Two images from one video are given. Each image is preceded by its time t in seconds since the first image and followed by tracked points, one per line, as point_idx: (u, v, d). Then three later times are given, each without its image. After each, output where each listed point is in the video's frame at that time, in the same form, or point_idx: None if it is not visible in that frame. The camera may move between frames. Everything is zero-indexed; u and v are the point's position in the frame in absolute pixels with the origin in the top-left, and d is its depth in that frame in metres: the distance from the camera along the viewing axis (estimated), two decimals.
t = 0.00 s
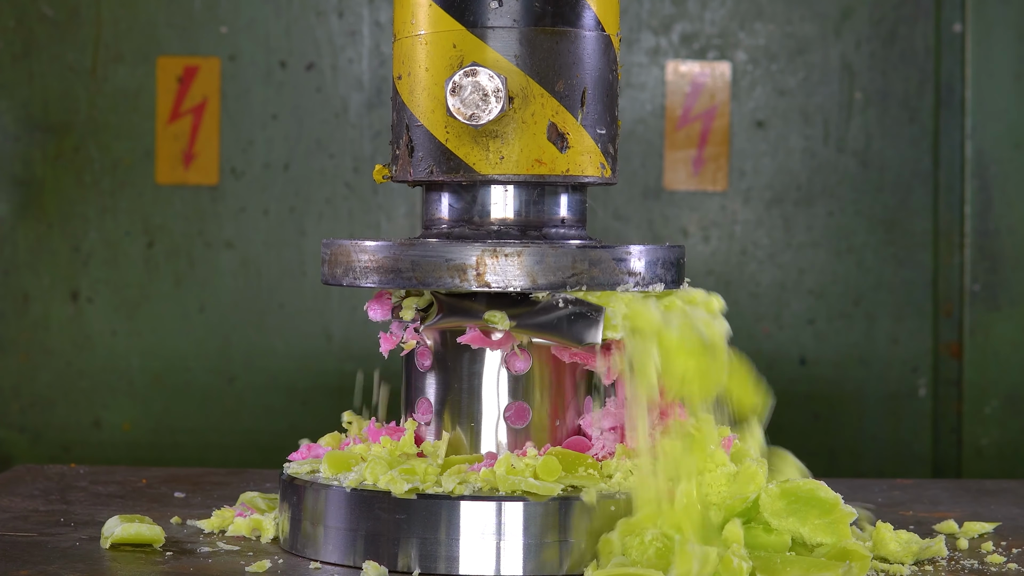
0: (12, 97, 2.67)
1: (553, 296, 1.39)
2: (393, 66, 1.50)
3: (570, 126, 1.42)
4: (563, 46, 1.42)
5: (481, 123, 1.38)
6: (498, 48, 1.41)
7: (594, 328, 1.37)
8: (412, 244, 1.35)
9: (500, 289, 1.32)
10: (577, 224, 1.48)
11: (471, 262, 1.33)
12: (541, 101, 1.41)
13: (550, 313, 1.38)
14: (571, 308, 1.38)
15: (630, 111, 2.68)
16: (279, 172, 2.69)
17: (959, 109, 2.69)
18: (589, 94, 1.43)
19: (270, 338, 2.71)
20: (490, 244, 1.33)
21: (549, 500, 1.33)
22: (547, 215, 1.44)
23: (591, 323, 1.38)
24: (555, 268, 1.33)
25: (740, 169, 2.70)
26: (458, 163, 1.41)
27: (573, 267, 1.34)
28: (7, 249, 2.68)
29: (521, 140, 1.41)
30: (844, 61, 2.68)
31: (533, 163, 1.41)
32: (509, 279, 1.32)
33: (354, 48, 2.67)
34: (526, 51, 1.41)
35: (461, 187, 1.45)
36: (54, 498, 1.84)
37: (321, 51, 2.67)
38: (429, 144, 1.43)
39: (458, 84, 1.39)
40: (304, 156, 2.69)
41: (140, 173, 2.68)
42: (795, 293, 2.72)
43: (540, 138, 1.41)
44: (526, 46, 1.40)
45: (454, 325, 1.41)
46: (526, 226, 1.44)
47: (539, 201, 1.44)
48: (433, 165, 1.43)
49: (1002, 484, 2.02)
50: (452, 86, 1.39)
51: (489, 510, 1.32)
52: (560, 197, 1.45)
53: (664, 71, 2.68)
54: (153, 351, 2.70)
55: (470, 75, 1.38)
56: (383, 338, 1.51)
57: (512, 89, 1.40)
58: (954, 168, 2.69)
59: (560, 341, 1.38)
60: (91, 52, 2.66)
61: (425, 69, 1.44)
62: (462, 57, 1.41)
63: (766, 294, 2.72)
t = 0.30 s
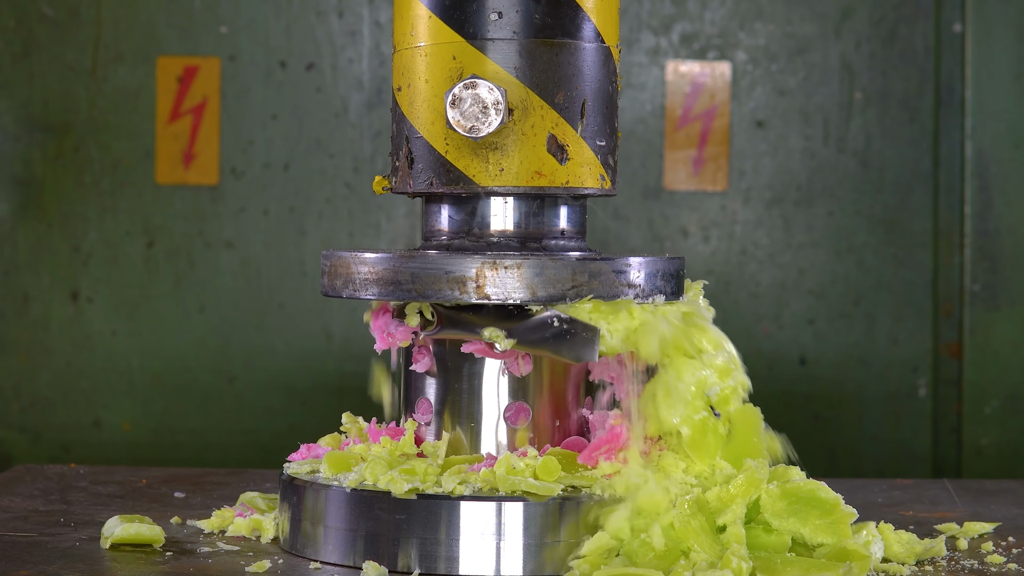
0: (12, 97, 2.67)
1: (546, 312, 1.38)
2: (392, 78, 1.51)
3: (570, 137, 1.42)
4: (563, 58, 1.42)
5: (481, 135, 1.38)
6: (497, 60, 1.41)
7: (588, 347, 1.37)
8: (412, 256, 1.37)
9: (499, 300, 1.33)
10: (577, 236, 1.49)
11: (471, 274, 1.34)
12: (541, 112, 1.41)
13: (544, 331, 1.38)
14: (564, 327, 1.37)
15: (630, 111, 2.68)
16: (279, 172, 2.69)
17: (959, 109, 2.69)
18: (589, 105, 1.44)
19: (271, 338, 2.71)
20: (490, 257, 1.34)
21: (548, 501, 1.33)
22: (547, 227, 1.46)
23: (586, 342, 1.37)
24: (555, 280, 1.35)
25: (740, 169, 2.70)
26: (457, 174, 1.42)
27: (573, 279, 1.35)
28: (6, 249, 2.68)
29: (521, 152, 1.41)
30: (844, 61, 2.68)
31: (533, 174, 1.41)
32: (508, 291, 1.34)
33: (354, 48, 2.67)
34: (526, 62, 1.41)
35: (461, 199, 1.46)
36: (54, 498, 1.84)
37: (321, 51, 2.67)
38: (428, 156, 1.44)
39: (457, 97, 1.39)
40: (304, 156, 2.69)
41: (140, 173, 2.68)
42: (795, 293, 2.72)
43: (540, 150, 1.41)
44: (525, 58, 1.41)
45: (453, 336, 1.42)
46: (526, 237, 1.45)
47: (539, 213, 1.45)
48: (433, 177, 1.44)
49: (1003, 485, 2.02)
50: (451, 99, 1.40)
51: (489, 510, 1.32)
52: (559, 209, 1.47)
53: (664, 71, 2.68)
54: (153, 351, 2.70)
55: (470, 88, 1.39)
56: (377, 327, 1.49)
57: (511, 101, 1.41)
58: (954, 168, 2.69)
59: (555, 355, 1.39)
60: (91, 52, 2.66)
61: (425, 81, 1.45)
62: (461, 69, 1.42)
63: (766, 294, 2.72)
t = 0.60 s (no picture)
0: (12, 97, 2.66)
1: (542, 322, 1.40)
2: (392, 89, 1.51)
3: (569, 149, 1.43)
4: (563, 70, 1.43)
5: (480, 147, 1.39)
6: (497, 72, 1.42)
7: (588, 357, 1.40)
8: (411, 268, 1.37)
9: (499, 312, 1.34)
10: (576, 247, 1.50)
11: (470, 286, 1.34)
12: (540, 124, 1.42)
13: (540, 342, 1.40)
14: (562, 337, 1.40)
15: (630, 111, 2.68)
16: (279, 172, 2.69)
17: (959, 109, 2.69)
18: (588, 117, 1.45)
19: (271, 338, 2.71)
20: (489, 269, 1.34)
21: (548, 501, 1.33)
22: (546, 239, 1.46)
23: (584, 352, 1.39)
24: (554, 292, 1.35)
25: (740, 169, 2.70)
26: (457, 186, 1.42)
27: (573, 290, 1.36)
28: (6, 249, 2.68)
29: (520, 164, 1.41)
30: (844, 61, 2.68)
31: (533, 187, 1.42)
32: (508, 304, 1.34)
33: (354, 48, 2.67)
34: (526, 74, 1.42)
35: (461, 210, 1.47)
36: (54, 497, 1.84)
37: (321, 51, 2.67)
38: (428, 168, 1.44)
39: (456, 109, 1.39)
40: (304, 156, 2.69)
41: (140, 173, 2.68)
42: (795, 293, 2.72)
43: (539, 162, 1.42)
44: (525, 70, 1.42)
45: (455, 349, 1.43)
46: (525, 249, 1.46)
47: (539, 225, 1.46)
48: (432, 189, 1.44)
49: (1004, 485, 2.01)
50: (451, 111, 1.39)
51: (489, 510, 1.32)
52: (558, 220, 1.47)
53: (664, 71, 2.68)
54: (153, 351, 2.70)
55: (469, 100, 1.39)
56: (354, 331, 1.55)
57: (511, 113, 1.41)
58: (954, 168, 2.69)
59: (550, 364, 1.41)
60: (91, 52, 2.66)
61: (425, 93, 1.45)
62: (461, 81, 1.43)
63: (766, 294, 2.72)
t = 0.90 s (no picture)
0: (12, 97, 2.66)
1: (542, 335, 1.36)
2: (391, 100, 1.51)
3: (568, 161, 1.43)
4: (562, 81, 1.43)
5: (479, 160, 1.39)
6: (497, 84, 1.41)
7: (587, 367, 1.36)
8: (410, 280, 1.37)
9: (498, 325, 1.34)
10: (574, 258, 1.50)
11: (469, 298, 1.35)
12: (539, 136, 1.42)
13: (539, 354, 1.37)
14: (561, 348, 1.36)
15: (630, 111, 2.68)
16: (279, 172, 2.69)
17: (959, 109, 2.69)
18: (587, 129, 1.45)
19: (271, 338, 2.71)
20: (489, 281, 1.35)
21: (548, 500, 1.34)
22: (545, 250, 1.47)
23: (583, 362, 1.36)
24: (553, 304, 1.35)
25: (740, 169, 2.70)
26: (456, 198, 1.42)
27: (572, 303, 1.36)
28: (6, 249, 2.68)
29: (519, 176, 1.41)
30: (844, 61, 2.68)
31: (532, 199, 1.42)
32: (507, 316, 1.34)
33: (354, 48, 2.67)
34: (525, 87, 1.42)
35: (459, 222, 1.47)
36: (54, 497, 1.84)
37: (321, 51, 2.67)
38: (427, 180, 1.44)
39: (456, 121, 1.39)
40: (304, 156, 2.69)
41: (140, 173, 2.68)
42: (795, 293, 2.72)
43: (539, 174, 1.42)
44: (524, 83, 1.42)
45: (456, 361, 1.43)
46: (524, 260, 1.46)
47: (538, 237, 1.46)
48: (432, 200, 1.44)
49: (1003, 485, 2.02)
50: (451, 123, 1.40)
51: (488, 510, 1.32)
52: (556, 232, 1.48)
53: (664, 71, 2.68)
54: (153, 350, 2.70)
55: (469, 113, 1.39)
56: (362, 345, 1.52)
57: (510, 125, 1.41)
58: (954, 168, 2.69)
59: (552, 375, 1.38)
60: (91, 52, 2.66)
61: (424, 105, 1.45)
62: (460, 92, 1.43)
63: (766, 294, 2.72)
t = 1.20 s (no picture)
0: (13, 96, 2.66)
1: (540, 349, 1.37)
2: (391, 111, 1.51)
3: (568, 172, 1.43)
4: (562, 93, 1.43)
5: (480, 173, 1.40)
6: (496, 96, 1.41)
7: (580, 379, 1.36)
8: (410, 292, 1.37)
9: (498, 337, 1.34)
10: (573, 269, 1.50)
11: (469, 311, 1.35)
12: (539, 148, 1.42)
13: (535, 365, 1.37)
14: (557, 360, 1.36)
15: (630, 111, 2.68)
16: (279, 172, 2.69)
17: (959, 109, 2.69)
18: (587, 141, 1.45)
19: (271, 338, 2.71)
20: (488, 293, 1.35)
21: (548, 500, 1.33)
22: (545, 262, 1.47)
23: (579, 375, 1.36)
24: (553, 317, 1.35)
25: (740, 169, 2.70)
26: (456, 210, 1.43)
27: (572, 315, 1.36)
28: (6, 249, 2.68)
29: (519, 187, 1.42)
30: (844, 61, 2.68)
31: (532, 210, 1.42)
32: (506, 328, 1.35)
33: (354, 48, 2.67)
34: (524, 99, 1.42)
35: (459, 234, 1.47)
36: (54, 497, 1.84)
37: (321, 51, 2.67)
38: (426, 192, 1.44)
39: (456, 134, 1.40)
40: (304, 156, 2.69)
41: (140, 173, 2.68)
42: (795, 293, 2.72)
43: (538, 186, 1.42)
44: (524, 95, 1.42)
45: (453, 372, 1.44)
46: (524, 272, 1.46)
47: (537, 249, 1.46)
48: (431, 212, 1.44)
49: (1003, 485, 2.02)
50: (450, 136, 1.40)
51: (489, 511, 1.32)
52: (556, 244, 1.48)
53: (664, 71, 2.68)
54: (153, 350, 2.70)
55: (469, 126, 1.40)
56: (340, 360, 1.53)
57: (510, 137, 1.41)
58: (954, 168, 2.69)
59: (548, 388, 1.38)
60: (91, 52, 2.66)
61: (423, 116, 1.45)
62: (459, 104, 1.43)
63: (766, 294, 2.72)
